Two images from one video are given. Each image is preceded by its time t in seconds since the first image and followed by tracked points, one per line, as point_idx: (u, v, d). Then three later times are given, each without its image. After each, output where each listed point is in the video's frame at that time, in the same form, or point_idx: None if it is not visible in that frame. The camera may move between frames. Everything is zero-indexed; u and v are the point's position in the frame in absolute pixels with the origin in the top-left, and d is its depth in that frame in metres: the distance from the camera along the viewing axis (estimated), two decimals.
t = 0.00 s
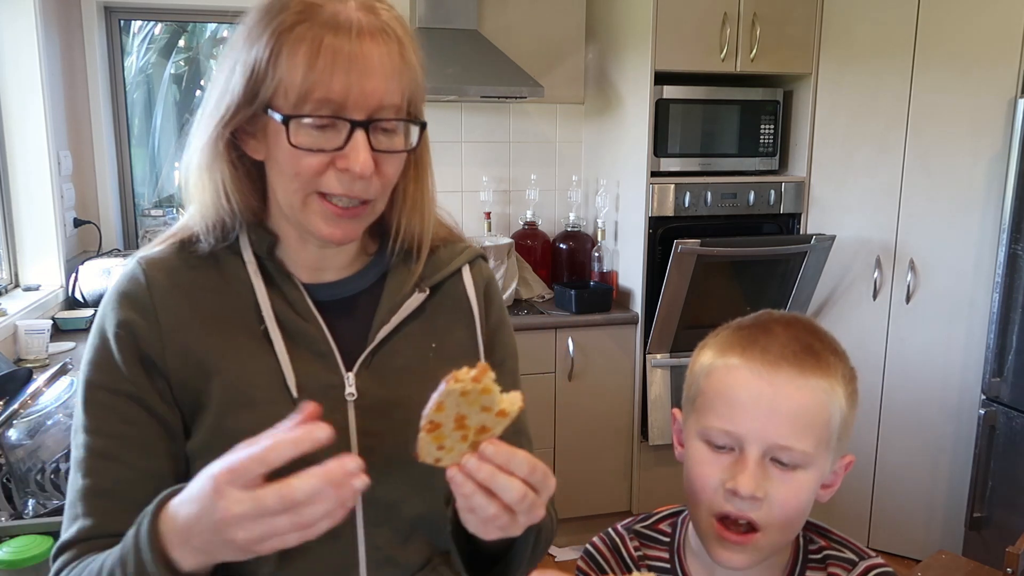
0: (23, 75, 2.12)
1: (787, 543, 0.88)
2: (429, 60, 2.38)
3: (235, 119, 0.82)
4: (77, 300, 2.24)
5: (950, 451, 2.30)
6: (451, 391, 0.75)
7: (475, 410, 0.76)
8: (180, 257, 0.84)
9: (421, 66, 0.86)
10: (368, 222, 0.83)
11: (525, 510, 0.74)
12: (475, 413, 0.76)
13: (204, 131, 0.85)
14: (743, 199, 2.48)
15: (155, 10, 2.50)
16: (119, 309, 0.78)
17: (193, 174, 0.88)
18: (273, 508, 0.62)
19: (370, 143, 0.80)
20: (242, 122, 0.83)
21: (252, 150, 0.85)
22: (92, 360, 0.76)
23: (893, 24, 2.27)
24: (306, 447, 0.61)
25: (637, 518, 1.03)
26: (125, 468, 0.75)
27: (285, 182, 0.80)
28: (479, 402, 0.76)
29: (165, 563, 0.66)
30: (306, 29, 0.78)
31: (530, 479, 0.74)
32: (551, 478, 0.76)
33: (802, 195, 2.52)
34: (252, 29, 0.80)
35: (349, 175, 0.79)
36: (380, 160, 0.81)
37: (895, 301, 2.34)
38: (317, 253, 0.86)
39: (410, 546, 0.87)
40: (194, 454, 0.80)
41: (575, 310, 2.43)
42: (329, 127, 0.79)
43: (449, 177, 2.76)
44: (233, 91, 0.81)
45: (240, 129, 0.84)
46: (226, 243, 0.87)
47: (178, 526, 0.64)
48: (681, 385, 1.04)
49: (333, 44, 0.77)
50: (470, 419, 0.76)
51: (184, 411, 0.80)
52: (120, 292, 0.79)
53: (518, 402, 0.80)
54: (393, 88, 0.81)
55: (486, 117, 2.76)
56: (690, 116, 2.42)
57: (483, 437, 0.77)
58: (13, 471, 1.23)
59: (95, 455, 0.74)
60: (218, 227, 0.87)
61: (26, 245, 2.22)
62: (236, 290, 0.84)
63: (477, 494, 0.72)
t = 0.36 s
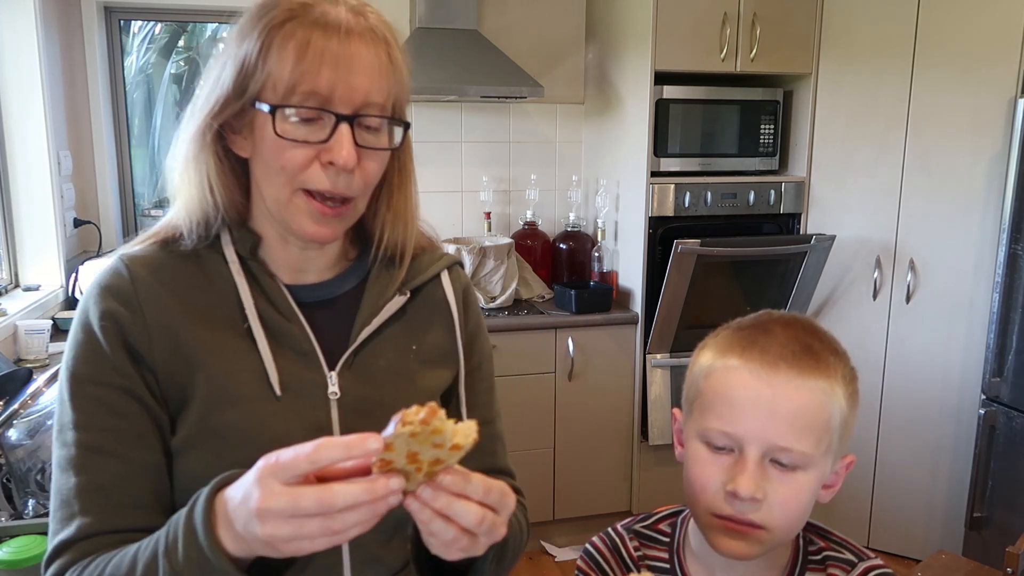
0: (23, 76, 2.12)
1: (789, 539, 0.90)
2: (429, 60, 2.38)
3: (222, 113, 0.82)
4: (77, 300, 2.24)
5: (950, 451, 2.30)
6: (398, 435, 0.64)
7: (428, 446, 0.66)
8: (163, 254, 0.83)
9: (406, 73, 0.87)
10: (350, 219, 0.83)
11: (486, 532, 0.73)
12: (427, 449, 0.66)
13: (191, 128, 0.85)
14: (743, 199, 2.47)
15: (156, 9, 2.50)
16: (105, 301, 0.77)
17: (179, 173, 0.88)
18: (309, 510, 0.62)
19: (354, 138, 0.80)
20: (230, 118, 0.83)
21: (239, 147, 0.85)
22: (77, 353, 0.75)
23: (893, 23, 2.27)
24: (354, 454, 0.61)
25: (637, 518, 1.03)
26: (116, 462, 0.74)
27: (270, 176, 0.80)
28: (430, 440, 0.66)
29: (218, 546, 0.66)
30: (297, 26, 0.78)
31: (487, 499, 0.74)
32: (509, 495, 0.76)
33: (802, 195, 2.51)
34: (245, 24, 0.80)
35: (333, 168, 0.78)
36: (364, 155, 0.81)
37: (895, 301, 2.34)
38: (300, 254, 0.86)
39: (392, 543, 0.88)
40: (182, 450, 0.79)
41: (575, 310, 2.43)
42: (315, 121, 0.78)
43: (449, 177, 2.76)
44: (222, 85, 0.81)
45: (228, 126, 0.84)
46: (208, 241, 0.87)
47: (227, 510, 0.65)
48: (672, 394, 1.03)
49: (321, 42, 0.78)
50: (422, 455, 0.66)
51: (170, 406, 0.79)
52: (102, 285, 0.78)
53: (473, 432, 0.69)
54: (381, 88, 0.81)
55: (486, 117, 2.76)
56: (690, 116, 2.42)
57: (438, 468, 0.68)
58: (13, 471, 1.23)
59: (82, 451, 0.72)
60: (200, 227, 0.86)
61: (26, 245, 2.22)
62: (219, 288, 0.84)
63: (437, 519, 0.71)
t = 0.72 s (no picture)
0: (23, 76, 2.12)
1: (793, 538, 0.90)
2: (429, 60, 2.38)
3: (211, 119, 0.82)
4: (77, 300, 2.24)
5: (950, 451, 2.30)
6: (383, 468, 0.62)
7: (413, 471, 0.64)
8: (166, 260, 0.83)
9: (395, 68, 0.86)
10: (344, 218, 0.82)
11: (477, 541, 0.73)
12: (413, 474, 0.64)
13: (184, 134, 0.85)
14: (743, 199, 2.48)
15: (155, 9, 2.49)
16: (108, 307, 0.77)
17: (175, 179, 0.87)
18: (294, 541, 0.62)
19: (340, 136, 0.79)
20: (221, 123, 0.82)
21: (232, 152, 0.84)
22: (84, 360, 0.76)
23: (892, 24, 2.27)
24: (339, 493, 0.61)
25: (639, 518, 1.03)
26: (122, 464, 0.74)
27: (263, 178, 0.79)
28: (416, 466, 0.64)
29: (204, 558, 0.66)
30: (280, 25, 0.78)
31: (473, 510, 0.73)
32: (498, 501, 0.76)
33: (802, 195, 2.52)
34: (229, 27, 0.80)
35: (322, 166, 0.78)
36: (351, 153, 0.80)
37: (895, 301, 2.34)
38: (299, 254, 0.86)
39: (396, 543, 0.87)
40: (185, 450, 0.79)
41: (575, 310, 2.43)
42: (301, 122, 0.78)
43: (450, 177, 2.76)
44: (209, 92, 0.81)
45: (217, 133, 0.84)
46: (211, 247, 0.87)
47: (212, 528, 0.66)
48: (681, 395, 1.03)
49: (303, 40, 0.77)
50: (408, 478, 0.65)
51: (175, 408, 0.80)
52: (105, 291, 0.78)
53: (457, 451, 0.68)
54: (366, 84, 0.80)
55: (486, 117, 2.76)
56: (690, 117, 2.42)
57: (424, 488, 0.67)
58: (13, 471, 1.23)
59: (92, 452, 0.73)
60: (202, 233, 0.86)
61: (26, 246, 2.22)
62: (220, 290, 0.83)
63: (424, 532, 0.71)
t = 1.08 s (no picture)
0: (23, 76, 2.12)
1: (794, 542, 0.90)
2: (429, 60, 2.38)
3: (209, 116, 0.82)
4: (77, 300, 2.24)
5: (950, 451, 2.30)
6: (378, 494, 0.63)
7: (410, 488, 0.65)
8: (164, 258, 0.83)
9: (392, 63, 0.86)
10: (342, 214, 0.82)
11: (473, 549, 0.73)
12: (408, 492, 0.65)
13: (181, 131, 0.85)
14: (743, 199, 2.48)
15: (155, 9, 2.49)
16: (105, 306, 0.77)
17: (173, 177, 0.87)
18: (286, 559, 0.62)
19: (337, 132, 0.79)
20: (219, 119, 0.83)
21: (230, 150, 0.84)
22: (78, 359, 0.75)
23: (892, 24, 2.28)
24: (335, 513, 0.62)
25: (640, 518, 1.03)
26: (116, 465, 0.74)
27: (262, 175, 0.79)
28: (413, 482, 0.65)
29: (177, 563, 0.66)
30: (276, 22, 0.78)
31: (468, 519, 0.73)
32: (495, 509, 0.76)
33: (802, 195, 2.52)
34: (225, 25, 0.80)
35: (320, 164, 0.78)
36: (348, 149, 0.80)
37: (895, 301, 2.34)
38: (298, 253, 0.86)
39: (396, 544, 0.87)
40: (184, 451, 0.79)
41: (575, 310, 2.43)
42: (299, 118, 0.78)
43: (450, 177, 2.76)
44: (205, 89, 0.81)
45: (213, 130, 0.84)
46: (210, 245, 0.87)
47: (196, 541, 0.65)
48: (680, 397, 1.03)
49: (299, 37, 0.77)
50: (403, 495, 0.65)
51: (170, 408, 0.80)
52: (102, 290, 0.78)
53: (455, 465, 0.68)
54: (362, 78, 0.80)
55: (486, 117, 2.76)
56: (690, 116, 2.42)
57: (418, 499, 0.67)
58: (13, 471, 1.23)
59: (86, 453, 0.73)
60: (202, 231, 0.86)
61: (26, 246, 2.22)
62: (218, 290, 0.83)
63: (417, 539, 0.70)
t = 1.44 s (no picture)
0: (23, 76, 2.12)
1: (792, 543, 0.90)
2: (429, 61, 2.38)
3: (206, 115, 0.82)
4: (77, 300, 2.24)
5: (950, 451, 2.30)
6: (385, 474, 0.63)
7: (413, 472, 0.66)
8: (160, 258, 0.83)
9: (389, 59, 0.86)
10: (343, 211, 0.82)
11: (473, 539, 0.73)
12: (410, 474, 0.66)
13: (178, 130, 0.85)
14: (743, 199, 2.47)
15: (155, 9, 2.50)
16: (101, 306, 0.76)
17: (170, 177, 0.87)
18: (292, 548, 0.62)
19: (338, 127, 0.79)
20: (216, 117, 0.83)
21: (229, 150, 0.84)
22: (74, 360, 0.74)
23: (892, 24, 2.27)
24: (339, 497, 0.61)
25: (639, 518, 1.03)
26: (114, 467, 0.74)
27: (262, 173, 0.79)
28: (417, 466, 0.66)
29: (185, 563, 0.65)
30: (274, 18, 0.78)
31: (476, 510, 0.74)
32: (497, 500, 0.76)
33: (802, 195, 2.51)
34: (224, 22, 0.80)
35: (321, 160, 0.78)
36: (349, 145, 0.80)
37: (895, 301, 2.34)
38: (297, 252, 0.86)
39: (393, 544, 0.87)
40: (183, 452, 0.79)
41: (575, 310, 2.43)
42: (300, 114, 0.78)
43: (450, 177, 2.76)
44: (203, 87, 0.81)
45: (211, 129, 0.84)
46: (206, 245, 0.86)
47: (198, 536, 0.64)
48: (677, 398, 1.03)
49: (298, 32, 0.78)
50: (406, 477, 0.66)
51: (167, 409, 0.79)
52: (98, 290, 0.78)
53: (455, 448, 0.68)
54: (360, 73, 0.81)
55: (486, 117, 2.76)
56: (690, 116, 2.42)
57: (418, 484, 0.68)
58: (13, 471, 1.23)
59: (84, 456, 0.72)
60: (201, 231, 0.86)
61: (26, 246, 2.22)
62: (215, 290, 0.83)
63: (420, 531, 0.71)
